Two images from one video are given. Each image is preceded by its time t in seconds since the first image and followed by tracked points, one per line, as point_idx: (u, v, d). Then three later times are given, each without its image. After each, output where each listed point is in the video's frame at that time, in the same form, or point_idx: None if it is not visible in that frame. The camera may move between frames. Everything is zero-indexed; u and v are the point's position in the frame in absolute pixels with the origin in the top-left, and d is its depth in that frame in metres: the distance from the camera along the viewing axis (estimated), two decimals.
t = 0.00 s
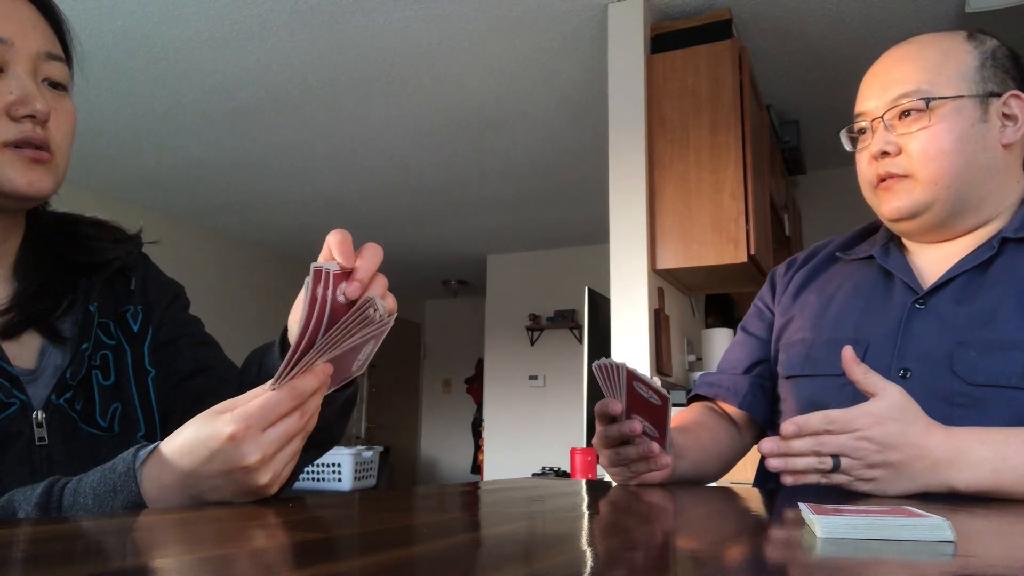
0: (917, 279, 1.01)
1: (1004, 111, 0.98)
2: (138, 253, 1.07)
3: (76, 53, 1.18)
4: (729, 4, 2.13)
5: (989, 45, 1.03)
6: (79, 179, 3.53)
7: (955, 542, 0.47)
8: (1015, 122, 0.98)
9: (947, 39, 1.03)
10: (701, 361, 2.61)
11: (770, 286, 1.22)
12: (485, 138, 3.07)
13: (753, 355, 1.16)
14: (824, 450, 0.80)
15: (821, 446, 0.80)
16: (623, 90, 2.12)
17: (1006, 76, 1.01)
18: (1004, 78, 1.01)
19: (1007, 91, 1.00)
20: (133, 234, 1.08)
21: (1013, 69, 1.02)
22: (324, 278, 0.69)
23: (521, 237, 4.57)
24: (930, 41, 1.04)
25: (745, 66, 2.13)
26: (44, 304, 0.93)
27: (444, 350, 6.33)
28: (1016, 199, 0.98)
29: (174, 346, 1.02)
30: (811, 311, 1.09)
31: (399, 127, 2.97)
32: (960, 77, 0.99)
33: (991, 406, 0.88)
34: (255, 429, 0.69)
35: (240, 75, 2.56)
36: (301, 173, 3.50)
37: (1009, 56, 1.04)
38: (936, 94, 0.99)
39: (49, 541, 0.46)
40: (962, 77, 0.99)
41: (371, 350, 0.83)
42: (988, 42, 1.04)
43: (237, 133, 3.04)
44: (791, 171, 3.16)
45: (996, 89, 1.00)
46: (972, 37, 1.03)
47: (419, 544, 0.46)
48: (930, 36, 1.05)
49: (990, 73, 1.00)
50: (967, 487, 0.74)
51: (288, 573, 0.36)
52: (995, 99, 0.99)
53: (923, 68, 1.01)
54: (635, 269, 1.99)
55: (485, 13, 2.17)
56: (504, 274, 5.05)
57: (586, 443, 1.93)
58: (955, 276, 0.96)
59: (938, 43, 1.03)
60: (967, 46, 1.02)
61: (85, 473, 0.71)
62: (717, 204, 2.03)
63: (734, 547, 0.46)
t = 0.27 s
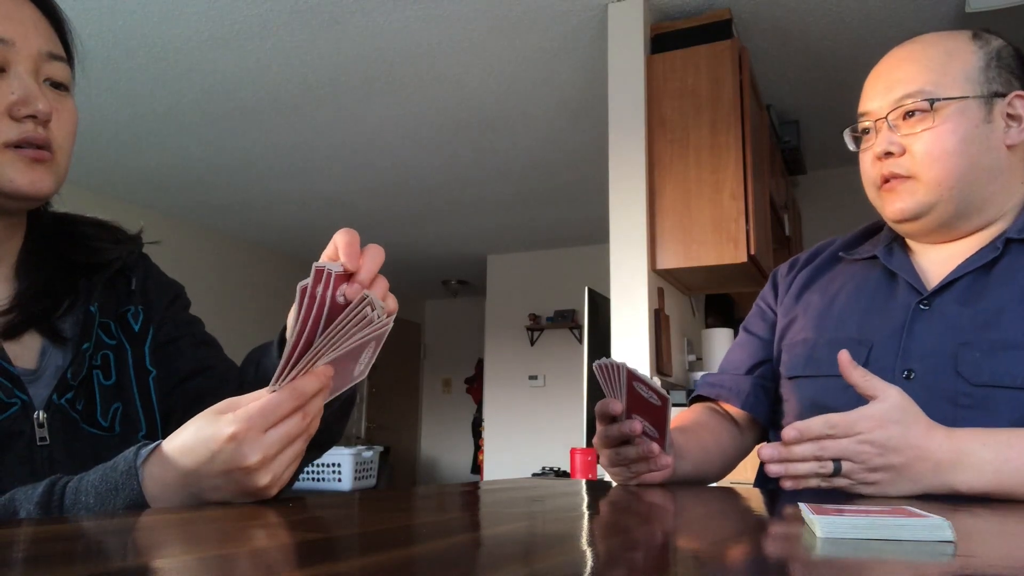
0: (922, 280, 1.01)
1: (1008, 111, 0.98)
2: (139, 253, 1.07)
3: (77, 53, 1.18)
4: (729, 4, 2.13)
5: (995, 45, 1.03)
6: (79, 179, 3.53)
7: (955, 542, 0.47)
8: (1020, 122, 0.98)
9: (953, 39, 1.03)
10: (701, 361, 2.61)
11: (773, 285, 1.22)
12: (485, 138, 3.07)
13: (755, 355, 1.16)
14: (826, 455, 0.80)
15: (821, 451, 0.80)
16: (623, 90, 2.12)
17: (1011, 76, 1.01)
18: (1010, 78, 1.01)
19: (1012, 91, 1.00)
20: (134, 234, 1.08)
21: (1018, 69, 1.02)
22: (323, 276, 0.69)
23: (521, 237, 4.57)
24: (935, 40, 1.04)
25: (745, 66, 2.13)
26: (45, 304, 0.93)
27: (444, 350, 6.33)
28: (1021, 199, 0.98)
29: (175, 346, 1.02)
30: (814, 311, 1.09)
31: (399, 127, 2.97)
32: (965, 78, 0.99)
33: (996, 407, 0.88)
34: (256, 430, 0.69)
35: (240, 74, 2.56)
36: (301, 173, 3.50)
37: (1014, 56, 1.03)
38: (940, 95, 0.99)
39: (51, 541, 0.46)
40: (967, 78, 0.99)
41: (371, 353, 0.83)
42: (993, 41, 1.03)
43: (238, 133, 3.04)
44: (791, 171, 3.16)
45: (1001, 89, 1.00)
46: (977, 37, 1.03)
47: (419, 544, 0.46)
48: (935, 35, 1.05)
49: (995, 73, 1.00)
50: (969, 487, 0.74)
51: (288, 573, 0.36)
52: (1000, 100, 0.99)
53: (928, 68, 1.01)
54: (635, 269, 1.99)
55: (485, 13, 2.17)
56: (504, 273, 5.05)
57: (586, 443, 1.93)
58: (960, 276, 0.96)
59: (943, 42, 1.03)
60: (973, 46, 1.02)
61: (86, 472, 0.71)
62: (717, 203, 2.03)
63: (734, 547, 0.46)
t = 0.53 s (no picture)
0: (923, 280, 1.01)
1: (1011, 113, 0.98)
2: (139, 253, 1.07)
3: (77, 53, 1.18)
4: (729, 4, 2.13)
5: (998, 45, 1.03)
6: (79, 179, 3.53)
7: (956, 542, 0.47)
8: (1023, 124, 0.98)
9: (956, 39, 1.02)
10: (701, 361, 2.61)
11: (773, 285, 1.22)
12: (485, 138, 3.07)
13: (756, 355, 1.16)
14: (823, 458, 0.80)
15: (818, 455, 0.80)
16: (623, 90, 2.12)
17: (1015, 77, 1.00)
18: (1013, 78, 1.00)
19: (1015, 92, 0.99)
20: (134, 234, 1.08)
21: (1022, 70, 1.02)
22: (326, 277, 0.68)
23: (521, 237, 4.58)
24: (939, 40, 1.03)
25: (745, 66, 2.13)
26: (45, 304, 0.93)
27: (444, 350, 6.33)
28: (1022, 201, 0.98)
29: (175, 346, 1.02)
30: (814, 311, 1.09)
31: (399, 127, 2.97)
32: (968, 79, 0.99)
33: (997, 408, 0.88)
34: (255, 430, 0.69)
35: (240, 75, 2.56)
36: (301, 173, 3.50)
37: (1018, 56, 1.03)
38: (944, 97, 0.99)
39: (51, 541, 0.46)
40: (970, 79, 0.99)
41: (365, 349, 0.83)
42: (997, 41, 1.03)
43: (238, 133, 3.04)
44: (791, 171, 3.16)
45: (1004, 90, 0.99)
46: (981, 36, 1.02)
47: (419, 544, 0.46)
48: (938, 34, 1.04)
49: (999, 74, 1.00)
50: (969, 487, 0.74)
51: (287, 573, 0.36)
52: (1003, 101, 0.98)
53: (930, 69, 1.00)
54: (635, 269, 1.99)
55: (486, 14, 2.17)
56: (504, 273, 5.05)
57: (586, 442, 1.93)
58: (961, 277, 0.96)
59: (946, 42, 1.02)
60: (976, 46, 1.02)
61: (87, 472, 0.71)
62: (717, 203, 2.03)
63: (734, 547, 0.46)
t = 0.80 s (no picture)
0: (923, 281, 1.01)
1: (1013, 114, 0.98)
2: (140, 255, 1.07)
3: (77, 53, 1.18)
4: (729, 4, 2.13)
5: (1000, 46, 1.02)
6: (79, 180, 3.53)
7: (955, 542, 0.47)
8: None
9: (958, 39, 1.01)
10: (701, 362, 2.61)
11: (774, 286, 1.22)
12: (485, 138, 3.07)
13: (756, 356, 1.16)
14: (820, 468, 0.79)
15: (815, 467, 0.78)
16: (623, 90, 2.12)
17: (1017, 78, 1.00)
18: (1014, 79, 1.00)
19: (1017, 93, 0.99)
20: (136, 236, 1.08)
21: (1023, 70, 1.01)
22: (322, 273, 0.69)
23: (521, 237, 4.58)
24: (940, 41, 1.02)
25: (744, 66, 2.13)
26: (46, 305, 0.93)
27: (444, 350, 6.33)
28: None
29: (176, 347, 1.02)
30: (814, 312, 1.09)
31: (399, 127, 2.97)
32: (972, 80, 0.98)
33: (996, 408, 0.88)
34: (256, 431, 0.69)
35: (241, 75, 2.56)
36: (301, 173, 3.50)
37: (1020, 56, 1.02)
38: (949, 98, 0.98)
39: (51, 541, 0.46)
40: (973, 81, 0.98)
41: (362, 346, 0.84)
42: (998, 41, 1.02)
43: (238, 133, 3.04)
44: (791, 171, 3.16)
45: (1007, 91, 0.99)
46: (982, 36, 1.02)
47: (419, 544, 0.46)
48: (939, 33, 1.03)
49: (1001, 75, 0.99)
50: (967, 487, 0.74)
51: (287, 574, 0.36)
52: (1006, 102, 0.98)
53: (934, 71, 1.00)
54: (635, 269, 1.99)
55: (486, 14, 2.17)
56: (504, 274, 5.05)
57: (586, 443, 1.93)
58: (961, 278, 0.96)
59: (948, 43, 1.02)
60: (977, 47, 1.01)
61: (88, 472, 0.71)
62: (716, 203, 2.03)
63: (734, 547, 0.46)
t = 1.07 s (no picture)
0: (927, 282, 1.01)
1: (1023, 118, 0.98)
2: (140, 255, 1.07)
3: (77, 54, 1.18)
4: (729, 4, 2.13)
5: (1011, 47, 1.02)
6: (79, 180, 3.53)
7: (956, 542, 0.47)
8: None
9: (974, 40, 1.00)
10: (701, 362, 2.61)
11: (777, 286, 1.22)
12: (485, 138, 3.07)
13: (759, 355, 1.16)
14: (822, 444, 0.80)
15: (817, 440, 0.81)
16: (623, 90, 2.12)
17: None
18: None
19: None
20: (136, 236, 1.08)
21: None
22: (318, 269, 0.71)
23: (521, 237, 4.58)
24: (959, 41, 1.00)
25: (745, 67, 2.13)
26: (46, 306, 0.93)
27: (443, 350, 6.33)
28: None
29: (176, 347, 1.02)
30: (817, 311, 1.08)
31: (399, 127, 2.97)
32: (990, 83, 0.98)
33: (999, 410, 0.88)
34: (257, 429, 0.69)
35: (241, 75, 2.56)
36: (301, 173, 3.50)
37: None
38: (970, 101, 0.97)
39: (51, 541, 0.46)
40: (992, 84, 0.98)
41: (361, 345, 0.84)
42: (1009, 42, 1.02)
43: (238, 133, 3.04)
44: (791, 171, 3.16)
45: (1019, 94, 0.99)
46: (995, 37, 1.01)
47: (419, 544, 0.46)
48: (955, 33, 1.01)
49: (1014, 78, 0.99)
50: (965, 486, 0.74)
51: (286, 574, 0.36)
52: (1019, 105, 0.98)
53: (954, 73, 0.98)
54: (635, 269, 1.99)
55: (486, 14, 2.17)
56: (504, 274, 5.05)
57: (586, 443, 1.92)
58: (965, 280, 0.96)
59: (966, 43, 1.00)
60: (992, 48, 1.00)
61: (88, 472, 0.71)
62: (716, 204, 2.03)
63: (733, 547, 0.46)
